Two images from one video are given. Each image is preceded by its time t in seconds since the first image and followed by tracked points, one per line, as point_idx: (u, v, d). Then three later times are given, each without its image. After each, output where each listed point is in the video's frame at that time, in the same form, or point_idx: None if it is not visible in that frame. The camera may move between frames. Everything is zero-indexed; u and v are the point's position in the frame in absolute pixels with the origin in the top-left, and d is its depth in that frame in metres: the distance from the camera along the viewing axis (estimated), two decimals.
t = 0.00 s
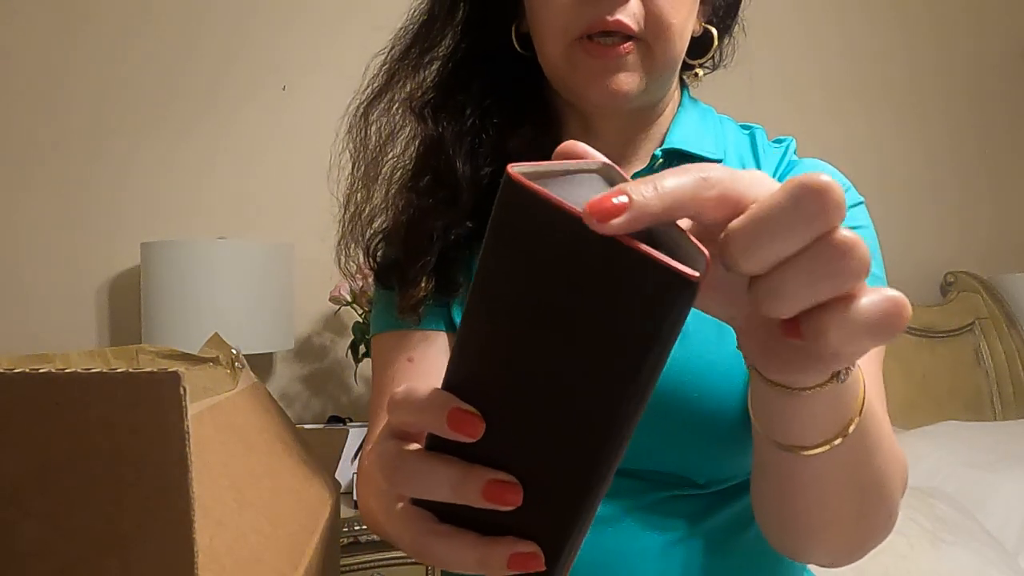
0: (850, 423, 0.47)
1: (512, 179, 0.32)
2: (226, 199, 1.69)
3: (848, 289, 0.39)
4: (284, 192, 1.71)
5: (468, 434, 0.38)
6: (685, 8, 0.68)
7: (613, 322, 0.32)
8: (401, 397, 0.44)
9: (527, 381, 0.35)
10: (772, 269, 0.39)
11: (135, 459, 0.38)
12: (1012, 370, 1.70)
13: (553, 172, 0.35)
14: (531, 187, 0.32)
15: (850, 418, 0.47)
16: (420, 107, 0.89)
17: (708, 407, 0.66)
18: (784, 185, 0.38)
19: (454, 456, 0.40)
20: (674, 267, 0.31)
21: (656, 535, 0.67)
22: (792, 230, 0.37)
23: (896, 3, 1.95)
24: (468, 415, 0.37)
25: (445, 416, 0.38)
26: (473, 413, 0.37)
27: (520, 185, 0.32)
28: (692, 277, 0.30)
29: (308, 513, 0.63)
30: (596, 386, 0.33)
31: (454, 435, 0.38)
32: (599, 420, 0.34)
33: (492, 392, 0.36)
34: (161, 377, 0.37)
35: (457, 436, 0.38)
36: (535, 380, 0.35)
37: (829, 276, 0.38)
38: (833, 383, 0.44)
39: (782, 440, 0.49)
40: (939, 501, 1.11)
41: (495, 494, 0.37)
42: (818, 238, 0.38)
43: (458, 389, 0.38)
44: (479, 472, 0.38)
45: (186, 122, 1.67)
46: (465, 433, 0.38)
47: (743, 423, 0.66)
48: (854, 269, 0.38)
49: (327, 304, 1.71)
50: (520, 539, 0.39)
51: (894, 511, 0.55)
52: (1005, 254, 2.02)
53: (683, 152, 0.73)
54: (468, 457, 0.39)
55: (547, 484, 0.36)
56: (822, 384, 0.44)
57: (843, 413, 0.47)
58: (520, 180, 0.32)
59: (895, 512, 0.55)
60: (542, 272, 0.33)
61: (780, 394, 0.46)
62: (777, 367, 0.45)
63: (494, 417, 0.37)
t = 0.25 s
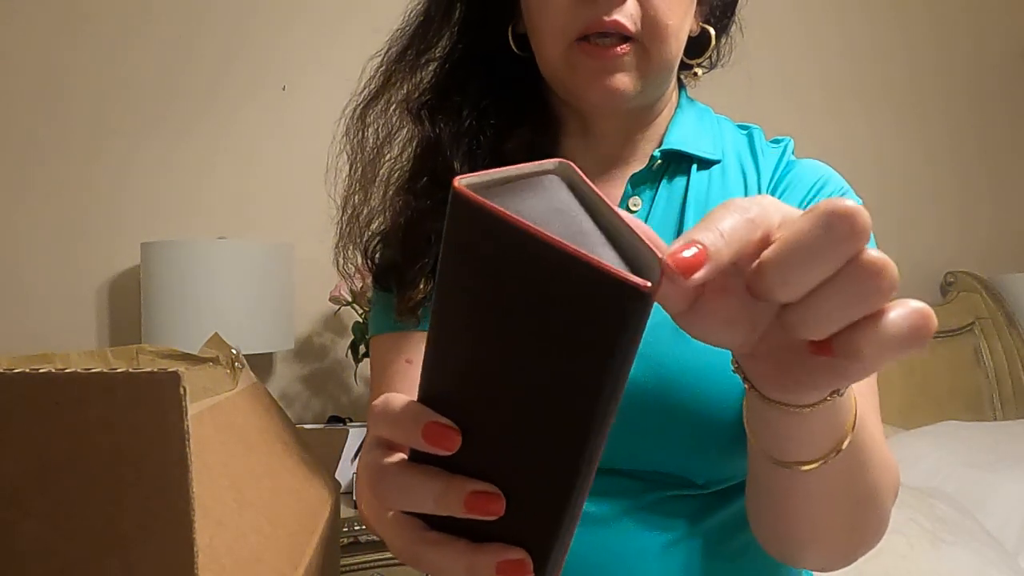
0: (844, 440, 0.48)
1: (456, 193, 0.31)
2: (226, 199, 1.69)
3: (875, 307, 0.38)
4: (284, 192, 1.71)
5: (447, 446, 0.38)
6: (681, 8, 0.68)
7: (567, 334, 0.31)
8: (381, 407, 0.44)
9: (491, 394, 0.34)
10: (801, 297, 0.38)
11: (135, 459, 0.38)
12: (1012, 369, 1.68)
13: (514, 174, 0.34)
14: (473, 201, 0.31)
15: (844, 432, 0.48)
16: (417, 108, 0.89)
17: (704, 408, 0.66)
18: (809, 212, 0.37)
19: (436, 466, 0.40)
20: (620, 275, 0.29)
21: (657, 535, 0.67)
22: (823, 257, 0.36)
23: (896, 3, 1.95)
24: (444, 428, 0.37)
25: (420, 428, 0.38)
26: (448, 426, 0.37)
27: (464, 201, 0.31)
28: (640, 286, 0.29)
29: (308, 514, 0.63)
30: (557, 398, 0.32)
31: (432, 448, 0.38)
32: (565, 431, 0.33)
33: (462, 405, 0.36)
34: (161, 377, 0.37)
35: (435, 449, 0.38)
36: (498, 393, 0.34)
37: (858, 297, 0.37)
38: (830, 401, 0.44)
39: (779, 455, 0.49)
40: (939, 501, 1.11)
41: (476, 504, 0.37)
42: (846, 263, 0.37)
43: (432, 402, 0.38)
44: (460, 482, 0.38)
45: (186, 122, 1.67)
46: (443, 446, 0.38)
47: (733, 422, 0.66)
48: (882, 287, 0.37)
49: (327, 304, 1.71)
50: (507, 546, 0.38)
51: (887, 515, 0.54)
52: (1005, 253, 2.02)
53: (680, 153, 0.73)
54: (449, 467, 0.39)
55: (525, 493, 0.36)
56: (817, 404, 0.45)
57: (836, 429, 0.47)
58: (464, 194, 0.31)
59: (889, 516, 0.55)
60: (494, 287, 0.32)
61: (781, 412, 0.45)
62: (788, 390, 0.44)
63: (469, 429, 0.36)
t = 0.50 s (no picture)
0: (816, 432, 0.47)
1: (465, 219, 0.31)
2: (226, 199, 1.69)
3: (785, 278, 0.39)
4: (284, 192, 1.71)
5: (455, 461, 0.37)
6: (679, 9, 0.68)
7: (582, 361, 0.31)
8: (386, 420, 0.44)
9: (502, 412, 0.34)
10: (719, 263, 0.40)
11: (135, 459, 0.38)
12: (1012, 368, 1.71)
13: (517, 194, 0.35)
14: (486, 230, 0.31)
15: (816, 425, 0.47)
16: (416, 109, 0.89)
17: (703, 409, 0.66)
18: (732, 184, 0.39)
19: (445, 478, 0.40)
20: (637, 307, 0.30)
21: (655, 535, 0.67)
22: (733, 223, 0.38)
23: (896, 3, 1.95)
24: (454, 442, 0.37)
25: (429, 445, 0.38)
26: (457, 441, 0.37)
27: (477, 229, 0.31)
28: (656, 318, 0.30)
29: (308, 514, 0.63)
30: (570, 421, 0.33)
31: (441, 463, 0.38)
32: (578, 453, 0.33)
33: (470, 422, 0.36)
34: (161, 377, 0.37)
35: (446, 465, 0.38)
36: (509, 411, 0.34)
37: (766, 266, 0.38)
38: (797, 392, 0.44)
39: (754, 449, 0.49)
40: (939, 501, 1.11)
41: (488, 517, 0.37)
42: (758, 230, 0.38)
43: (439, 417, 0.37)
44: (473, 495, 0.38)
45: (187, 122, 1.67)
46: (450, 462, 0.37)
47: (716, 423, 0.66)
48: (789, 257, 0.38)
49: (327, 304, 1.71)
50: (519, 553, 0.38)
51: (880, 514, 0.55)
52: (1005, 253, 2.02)
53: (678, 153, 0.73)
54: (459, 480, 0.39)
55: (536, 509, 0.36)
56: (782, 395, 0.44)
57: (809, 422, 0.47)
58: (475, 222, 0.31)
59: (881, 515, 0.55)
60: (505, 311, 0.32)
61: (747, 403, 0.45)
62: (743, 378, 0.44)
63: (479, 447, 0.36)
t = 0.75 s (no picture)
0: (823, 416, 0.47)
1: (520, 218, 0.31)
2: (225, 199, 1.69)
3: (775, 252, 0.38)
4: (283, 192, 1.71)
5: (479, 455, 0.37)
6: (674, 8, 0.68)
7: (627, 362, 0.31)
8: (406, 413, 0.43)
9: (535, 407, 0.34)
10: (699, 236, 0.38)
11: (135, 459, 0.38)
12: (1012, 369, 1.71)
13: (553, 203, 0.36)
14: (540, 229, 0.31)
15: (822, 410, 0.47)
16: (412, 111, 0.89)
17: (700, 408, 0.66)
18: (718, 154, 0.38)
19: (464, 472, 0.40)
20: (690, 308, 0.30)
21: (647, 535, 0.67)
22: (721, 191, 0.37)
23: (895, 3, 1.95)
24: (480, 437, 0.36)
25: (456, 438, 0.37)
26: (483, 434, 0.36)
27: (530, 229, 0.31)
28: (709, 320, 0.30)
29: (308, 513, 0.63)
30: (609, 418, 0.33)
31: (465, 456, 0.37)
32: (614, 450, 0.33)
33: (499, 416, 0.35)
34: (161, 377, 0.37)
35: (471, 459, 0.37)
36: (543, 406, 0.34)
37: (755, 238, 0.37)
38: (800, 375, 0.45)
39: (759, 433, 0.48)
40: (939, 501, 1.11)
41: (510, 511, 0.37)
42: (745, 200, 0.37)
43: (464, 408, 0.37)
44: (495, 489, 0.38)
45: (186, 123, 1.67)
46: (475, 454, 0.37)
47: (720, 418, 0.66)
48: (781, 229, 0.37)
49: (327, 304, 1.71)
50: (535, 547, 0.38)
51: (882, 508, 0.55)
52: (1004, 253, 2.02)
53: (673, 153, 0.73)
54: (482, 475, 0.38)
55: (560, 504, 0.36)
56: (788, 376, 0.44)
57: (815, 407, 0.47)
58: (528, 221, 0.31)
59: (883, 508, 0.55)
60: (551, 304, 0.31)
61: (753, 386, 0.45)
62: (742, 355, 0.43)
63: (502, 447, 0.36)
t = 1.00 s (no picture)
0: (832, 429, 0.46)
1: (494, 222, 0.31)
2: (226, 199, 1.69)
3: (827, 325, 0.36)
4: (283, 192, 1.71)
5: (460, 459, 0.37)
6: (670, 9, 0.68)
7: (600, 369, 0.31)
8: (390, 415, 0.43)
9: (517, 415, 0.34)
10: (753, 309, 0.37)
11: (134, 459, 0.38)
12: (1012, 369, 1.72)
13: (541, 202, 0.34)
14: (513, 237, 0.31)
15: (831, 423, 0.46)
16: (408, 111, 0.89)
17: (694, 407, 0.66)
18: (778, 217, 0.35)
19: (447, 474, 0.40)
20: (671, 323, 0.30)
21: (644, 535, 0.67)
22: (782, 270, 0.35)
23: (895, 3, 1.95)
24: (460, 441, 0.36)
25: (434, 441, 0.37)
26: (462, 438, 0.36)
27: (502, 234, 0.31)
28: (686, 334, 0.30)
29: (308, 512, 0.63)
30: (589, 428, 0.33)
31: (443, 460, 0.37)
32: (594, 459, 0.33)
33: (481, 422, 0.35)
34: (161, 377, 0.37)
35: (449, 463, 0.37)
36: (523, 414, 0.34)
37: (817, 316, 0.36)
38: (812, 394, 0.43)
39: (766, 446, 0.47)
40: (938, 501, 1.11)
41: (490, 513, 0.37)
42: (804, 276, 0.35)
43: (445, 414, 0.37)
44: (476, 491, 0.38)
45: (186, 123, 1.67)
46: (455, 459, 0.37)
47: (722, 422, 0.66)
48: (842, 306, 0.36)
49: (327, 304, 1.72)
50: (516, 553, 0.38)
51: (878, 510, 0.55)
52: (1004, 253, 2.02)
53: (669, 154, 0.74)
54: (464, 476, 0.38)
55: (543, 509, 0.36)
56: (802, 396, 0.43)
57: (824, 419, 0.46)
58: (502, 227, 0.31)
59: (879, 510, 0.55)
60: (533, 316, 0.32)
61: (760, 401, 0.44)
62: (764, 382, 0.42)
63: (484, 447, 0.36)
